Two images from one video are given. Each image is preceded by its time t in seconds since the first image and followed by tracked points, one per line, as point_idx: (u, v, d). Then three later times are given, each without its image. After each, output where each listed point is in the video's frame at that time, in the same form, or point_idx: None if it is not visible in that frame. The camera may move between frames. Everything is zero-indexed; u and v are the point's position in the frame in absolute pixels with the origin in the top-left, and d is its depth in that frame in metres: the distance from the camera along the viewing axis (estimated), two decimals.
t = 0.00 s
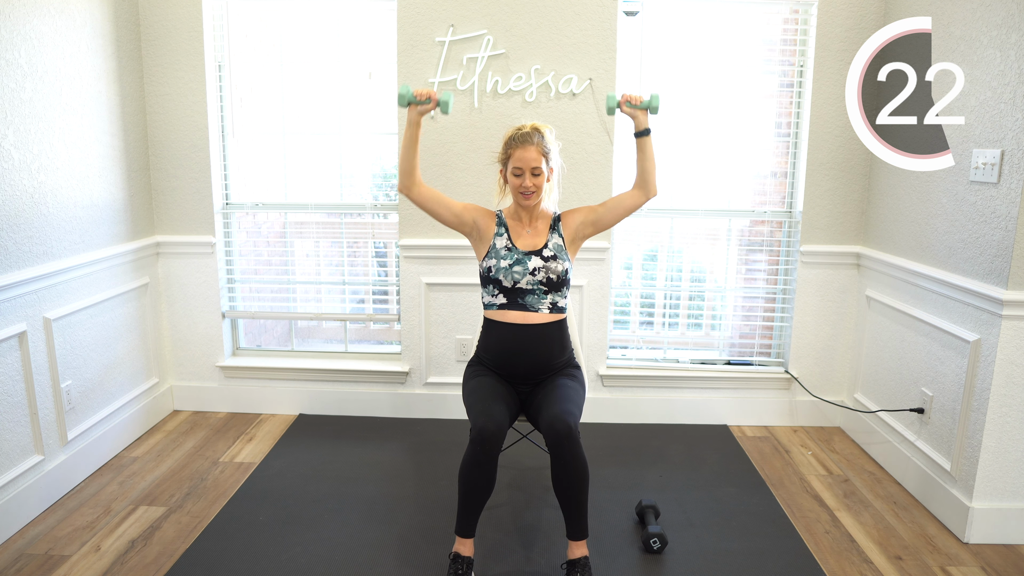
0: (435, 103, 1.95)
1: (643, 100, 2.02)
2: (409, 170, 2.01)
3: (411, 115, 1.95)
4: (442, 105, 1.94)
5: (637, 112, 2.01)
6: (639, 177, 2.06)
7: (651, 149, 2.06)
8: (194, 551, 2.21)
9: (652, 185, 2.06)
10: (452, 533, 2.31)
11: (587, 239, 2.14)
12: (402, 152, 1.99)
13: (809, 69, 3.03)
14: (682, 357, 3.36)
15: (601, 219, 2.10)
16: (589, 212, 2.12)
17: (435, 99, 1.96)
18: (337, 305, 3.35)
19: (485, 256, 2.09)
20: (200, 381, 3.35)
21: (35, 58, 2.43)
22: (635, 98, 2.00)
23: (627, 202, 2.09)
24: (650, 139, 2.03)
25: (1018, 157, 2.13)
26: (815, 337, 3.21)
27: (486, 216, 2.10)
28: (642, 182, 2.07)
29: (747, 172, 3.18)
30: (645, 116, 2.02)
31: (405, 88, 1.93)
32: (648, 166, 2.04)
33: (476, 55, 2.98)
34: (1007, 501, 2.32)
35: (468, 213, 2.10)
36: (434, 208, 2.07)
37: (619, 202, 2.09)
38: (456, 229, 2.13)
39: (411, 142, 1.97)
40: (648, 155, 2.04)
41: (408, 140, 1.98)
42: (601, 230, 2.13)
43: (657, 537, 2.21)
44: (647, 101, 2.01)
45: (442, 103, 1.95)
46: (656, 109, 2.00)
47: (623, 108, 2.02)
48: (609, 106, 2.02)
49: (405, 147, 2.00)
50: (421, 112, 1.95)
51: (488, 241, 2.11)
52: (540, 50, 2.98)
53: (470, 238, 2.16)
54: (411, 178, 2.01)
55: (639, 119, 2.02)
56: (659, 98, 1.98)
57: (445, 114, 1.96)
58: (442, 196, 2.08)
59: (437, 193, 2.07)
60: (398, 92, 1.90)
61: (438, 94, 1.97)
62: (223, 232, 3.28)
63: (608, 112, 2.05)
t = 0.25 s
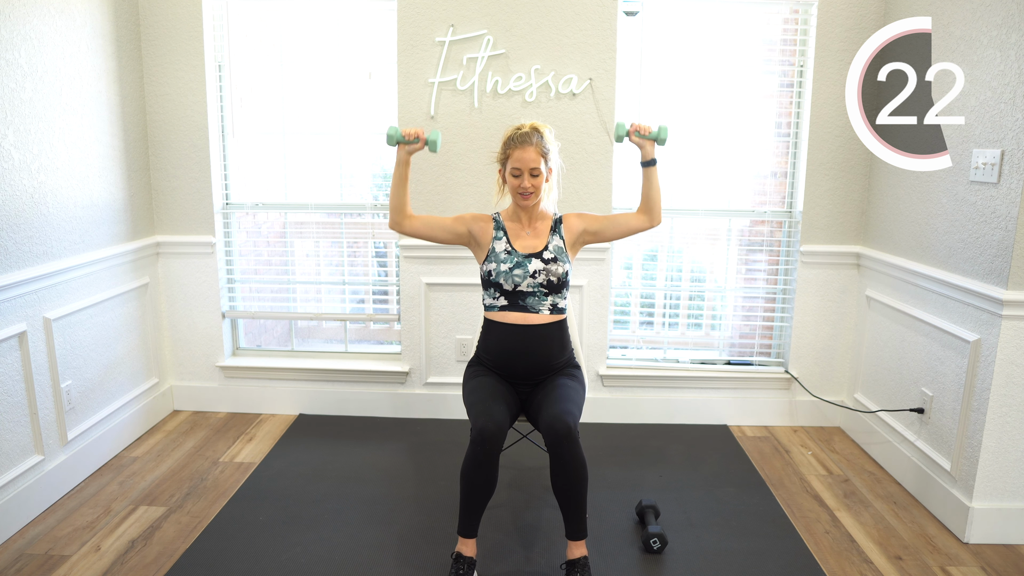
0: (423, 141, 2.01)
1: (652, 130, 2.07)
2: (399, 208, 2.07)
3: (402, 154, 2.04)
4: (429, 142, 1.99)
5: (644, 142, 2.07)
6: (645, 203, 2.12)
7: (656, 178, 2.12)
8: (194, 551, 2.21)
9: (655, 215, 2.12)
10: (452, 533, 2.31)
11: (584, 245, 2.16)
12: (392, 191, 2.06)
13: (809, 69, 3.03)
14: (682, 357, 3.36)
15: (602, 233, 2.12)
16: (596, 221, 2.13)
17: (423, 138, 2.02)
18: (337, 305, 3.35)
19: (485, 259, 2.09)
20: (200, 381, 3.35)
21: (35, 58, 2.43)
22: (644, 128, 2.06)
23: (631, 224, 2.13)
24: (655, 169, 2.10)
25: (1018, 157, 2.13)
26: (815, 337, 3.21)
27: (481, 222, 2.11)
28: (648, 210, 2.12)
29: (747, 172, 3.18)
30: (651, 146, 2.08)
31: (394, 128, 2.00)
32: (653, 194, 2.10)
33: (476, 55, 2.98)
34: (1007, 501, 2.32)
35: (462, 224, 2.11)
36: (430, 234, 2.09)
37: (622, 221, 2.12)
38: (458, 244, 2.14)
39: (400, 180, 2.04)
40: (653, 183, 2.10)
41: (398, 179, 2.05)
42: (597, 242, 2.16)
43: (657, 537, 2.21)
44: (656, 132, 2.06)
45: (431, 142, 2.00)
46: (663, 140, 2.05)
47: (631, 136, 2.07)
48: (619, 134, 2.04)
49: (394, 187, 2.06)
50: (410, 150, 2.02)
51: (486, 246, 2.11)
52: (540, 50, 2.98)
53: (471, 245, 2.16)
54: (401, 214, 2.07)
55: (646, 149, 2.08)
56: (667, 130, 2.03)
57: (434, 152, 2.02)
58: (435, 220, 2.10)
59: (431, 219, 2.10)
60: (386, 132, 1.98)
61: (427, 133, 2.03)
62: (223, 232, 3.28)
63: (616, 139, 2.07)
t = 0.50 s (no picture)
0: (422, 148, 2.04)
1: (654, 142, 2.07)
2: (398, 213, 2.11)
3: (401, 161, 2.08)
4: (428, 150, 2.02)
5: (646, 154, 2.06)
6: (645, 213, 2.12)
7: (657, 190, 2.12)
8: (194, 551, 2.21)
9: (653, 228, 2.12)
10: (452, 533, 2.31)
11: (581, 249, 2.16)
12: (392, 196, 2.09)
13: (809, 69, 3.03)
14: (682, 357, 3.36)
15: (602, 238, 2.13)
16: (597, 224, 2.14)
17: (423, 145, 2.04)
18: (337, 305, 3.35)
19: (484, 259, 2.09)
20: (200, 382, 3.35)
21: (35, 58, 2.43)
22: (647, 140, 2.06)
23: (630, 233, 2.13)
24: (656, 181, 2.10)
25: (1018, 157, 2.13)
26: (815, 337, 3.21)
27: (479, 223, 2.12)
28: (647, 221, 2.12)
29: (747, 172, 3.18)
30: (652, 160, 2.08)
31: (395, 135, 2.05)
32: (653, 205, 2.11)
33: (476, 55, 2.98)
34: (1007, 501, 2.32)
35: (460, 226, 2.12)
36: (429, 237, 2.11)
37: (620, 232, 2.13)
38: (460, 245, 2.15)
39: (399, 187, 2.08)
40: (653, 195, 2.10)
41: (398, 185, 2.09)
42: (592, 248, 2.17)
43: (657, 537, 2.21)
44: (658, 144, 2.06)
45: (430, 149, 2.03)
46: (665, 152, 2.04)
47: (633, 148, 2.07)
48: (621, 145, 2.05)
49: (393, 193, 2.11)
50: (410, 156, 2.06)
51: (485, 246, 2.12)
52: (540, 50, 2.98)
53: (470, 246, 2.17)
54: (400, 220, 2.11)
55: (648, 161, 2.08)
56: (668, 143, 2.03)
57: (433, 159, 2.04)
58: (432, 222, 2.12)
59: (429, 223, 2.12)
60: (386, 139, 2.03)
61: (427, 141, 2.05)
62: (223, 232, 3.28)
63: (618, 150, 2.08)
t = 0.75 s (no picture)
0: (427, 106, 1.94)
1: (646, 109, 2.02)
2: (406, 171, 2.03)
3: (406, 119, 1.98)
4: (434, 108, 1.93)
5: (639, 121, 2.02)
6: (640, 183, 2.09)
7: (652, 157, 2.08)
8: (194, 551, 2.21)
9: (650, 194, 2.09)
10: (452, 533, 2.31)
11: (583, 242, 2.16)
12: (398, 156, 2.02)
13: (809, 69, 3.03)
14: (682, 357, 3.36)
15: (600, 223, 2.11)
16: (591, 213, 2.13)
17: (429, 103, 1.95)
18: (337, 305, 3.35)
19: (484, 256, 2.09)
20: (200, 382, 3.35)
21: (35, 58, 2.43)
22: (638, 107, 2.01)
23: (627, 208, 2.10)
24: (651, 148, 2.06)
25: (1018, 157, 2.13)
26: (815, 337, 3.21)
27: (484, 215, 2.11)
28: (642, 189, 2.09)
29: (747, 172, 3.18)
30: (646, 125, 2.04)
31: (400, 92, 1.95)
32: (648, 174, 2.07)
33: (476, 55, 2.98)
34: (1007, 501, 2.32)
35: (467, 214, 2.10)
36: (434, 209, 2.06)
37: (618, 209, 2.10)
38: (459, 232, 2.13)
39: (406, 147, 2.00)
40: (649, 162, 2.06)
41: (403, 144, 2.00)
42: (596, 233, 2.16)
43: (657, 537, 2.21)
44: (650, 110, 2.01)
45: (436, 106, 1.94)
46: (658, 118, 2.00)
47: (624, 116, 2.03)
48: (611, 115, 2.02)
49: (400, 152, 2.02)
50: (415, 115, 1.96)
51: (487, 241, 2.11)
52: (540, 50, 2.98)
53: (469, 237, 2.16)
54: (408, 179, 2.03)
55: (641, 128, 2.03)
56: (662, 108, 1.97)
57: (440, 117, 1.95)
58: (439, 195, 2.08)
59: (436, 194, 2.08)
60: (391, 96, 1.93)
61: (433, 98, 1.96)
62: (223, 232, 3.28)
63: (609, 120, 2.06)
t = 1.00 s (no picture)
0: (461, 61, 1.88)
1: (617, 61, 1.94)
2: (444, 129, 1.97)
3: (439, 76, 1.91)
4: (466, 62, 1.87)
5: (610, 74, 1.94)
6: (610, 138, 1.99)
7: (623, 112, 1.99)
8: (193, 551, 2.21)
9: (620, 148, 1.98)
10: (452, 533, 2.31)
11: (583, 233, 2.13)
12: (436, 112, 1.96)
13: (809, 69, 3.03)
14: (682, 356, 3.36)
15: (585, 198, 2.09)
16: (577, 201, 2.12)
17: (461, 58, 1.89)
18: (337, 305, 3.35)
19: (485, 253, 2.09)
20: (200, 382, 3.35)
21: (35, 58, 2.43)
22: (609, 60, 1.94)
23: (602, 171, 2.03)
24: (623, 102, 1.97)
25: (1018, 157, 2.13)
26: (815, 337, 3.21)
27: (491, 209, 2.11)
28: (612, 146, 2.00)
29: (747, 172, 3.18)
30: (619, 78, 1.95)
31: (431, 48, 1.88)
32: (619, 129, 1.98)
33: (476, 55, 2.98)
34: (1007, 501, 2.32)
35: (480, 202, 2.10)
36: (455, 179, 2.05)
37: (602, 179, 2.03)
38: (463, 217, 2.10)
39: (442, 103, 1.94)
40: (620, 118, 1.97)
41: (437, 101, 1.94)
42: (594, 216, 2.12)
43: (657, 537, 2.21)
44: (622, 62, 1.93)
45: (467, 61, 1.88)
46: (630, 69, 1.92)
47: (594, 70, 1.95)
48: (582, 69, 1.93)
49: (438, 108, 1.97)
50: (449, 71, 1.90)
51: (489, 237, 2.10)
52: (540, 50, 2.98)
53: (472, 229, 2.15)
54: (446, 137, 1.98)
55: (613, 80, 1.95)
56: (633, 58, 1.90)
57: (471, 72, 1.89)
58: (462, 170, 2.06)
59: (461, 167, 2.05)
60: (423, 52, 1.86)
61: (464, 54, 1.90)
62: (223, 232, 3.28)
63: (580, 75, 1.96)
